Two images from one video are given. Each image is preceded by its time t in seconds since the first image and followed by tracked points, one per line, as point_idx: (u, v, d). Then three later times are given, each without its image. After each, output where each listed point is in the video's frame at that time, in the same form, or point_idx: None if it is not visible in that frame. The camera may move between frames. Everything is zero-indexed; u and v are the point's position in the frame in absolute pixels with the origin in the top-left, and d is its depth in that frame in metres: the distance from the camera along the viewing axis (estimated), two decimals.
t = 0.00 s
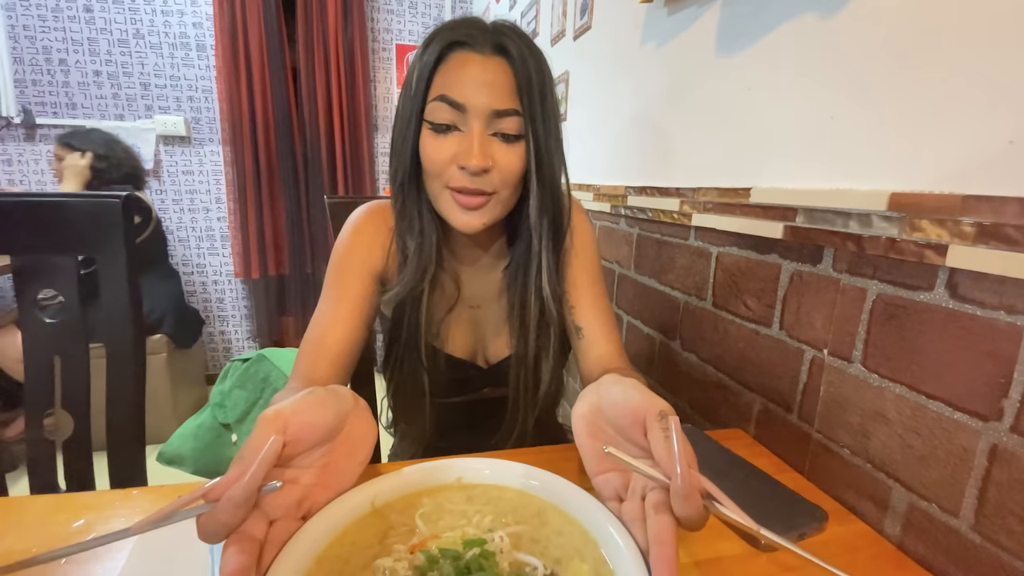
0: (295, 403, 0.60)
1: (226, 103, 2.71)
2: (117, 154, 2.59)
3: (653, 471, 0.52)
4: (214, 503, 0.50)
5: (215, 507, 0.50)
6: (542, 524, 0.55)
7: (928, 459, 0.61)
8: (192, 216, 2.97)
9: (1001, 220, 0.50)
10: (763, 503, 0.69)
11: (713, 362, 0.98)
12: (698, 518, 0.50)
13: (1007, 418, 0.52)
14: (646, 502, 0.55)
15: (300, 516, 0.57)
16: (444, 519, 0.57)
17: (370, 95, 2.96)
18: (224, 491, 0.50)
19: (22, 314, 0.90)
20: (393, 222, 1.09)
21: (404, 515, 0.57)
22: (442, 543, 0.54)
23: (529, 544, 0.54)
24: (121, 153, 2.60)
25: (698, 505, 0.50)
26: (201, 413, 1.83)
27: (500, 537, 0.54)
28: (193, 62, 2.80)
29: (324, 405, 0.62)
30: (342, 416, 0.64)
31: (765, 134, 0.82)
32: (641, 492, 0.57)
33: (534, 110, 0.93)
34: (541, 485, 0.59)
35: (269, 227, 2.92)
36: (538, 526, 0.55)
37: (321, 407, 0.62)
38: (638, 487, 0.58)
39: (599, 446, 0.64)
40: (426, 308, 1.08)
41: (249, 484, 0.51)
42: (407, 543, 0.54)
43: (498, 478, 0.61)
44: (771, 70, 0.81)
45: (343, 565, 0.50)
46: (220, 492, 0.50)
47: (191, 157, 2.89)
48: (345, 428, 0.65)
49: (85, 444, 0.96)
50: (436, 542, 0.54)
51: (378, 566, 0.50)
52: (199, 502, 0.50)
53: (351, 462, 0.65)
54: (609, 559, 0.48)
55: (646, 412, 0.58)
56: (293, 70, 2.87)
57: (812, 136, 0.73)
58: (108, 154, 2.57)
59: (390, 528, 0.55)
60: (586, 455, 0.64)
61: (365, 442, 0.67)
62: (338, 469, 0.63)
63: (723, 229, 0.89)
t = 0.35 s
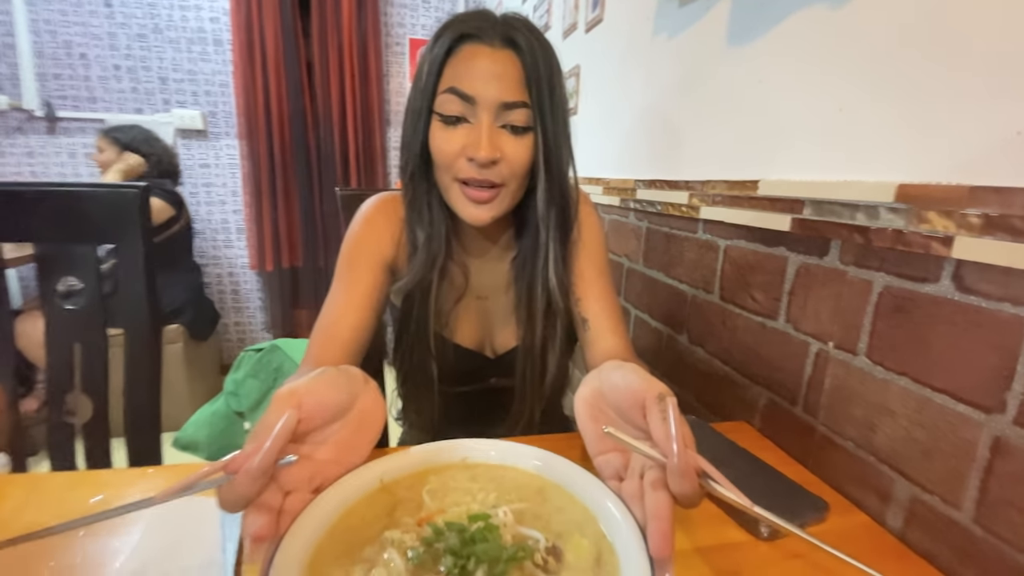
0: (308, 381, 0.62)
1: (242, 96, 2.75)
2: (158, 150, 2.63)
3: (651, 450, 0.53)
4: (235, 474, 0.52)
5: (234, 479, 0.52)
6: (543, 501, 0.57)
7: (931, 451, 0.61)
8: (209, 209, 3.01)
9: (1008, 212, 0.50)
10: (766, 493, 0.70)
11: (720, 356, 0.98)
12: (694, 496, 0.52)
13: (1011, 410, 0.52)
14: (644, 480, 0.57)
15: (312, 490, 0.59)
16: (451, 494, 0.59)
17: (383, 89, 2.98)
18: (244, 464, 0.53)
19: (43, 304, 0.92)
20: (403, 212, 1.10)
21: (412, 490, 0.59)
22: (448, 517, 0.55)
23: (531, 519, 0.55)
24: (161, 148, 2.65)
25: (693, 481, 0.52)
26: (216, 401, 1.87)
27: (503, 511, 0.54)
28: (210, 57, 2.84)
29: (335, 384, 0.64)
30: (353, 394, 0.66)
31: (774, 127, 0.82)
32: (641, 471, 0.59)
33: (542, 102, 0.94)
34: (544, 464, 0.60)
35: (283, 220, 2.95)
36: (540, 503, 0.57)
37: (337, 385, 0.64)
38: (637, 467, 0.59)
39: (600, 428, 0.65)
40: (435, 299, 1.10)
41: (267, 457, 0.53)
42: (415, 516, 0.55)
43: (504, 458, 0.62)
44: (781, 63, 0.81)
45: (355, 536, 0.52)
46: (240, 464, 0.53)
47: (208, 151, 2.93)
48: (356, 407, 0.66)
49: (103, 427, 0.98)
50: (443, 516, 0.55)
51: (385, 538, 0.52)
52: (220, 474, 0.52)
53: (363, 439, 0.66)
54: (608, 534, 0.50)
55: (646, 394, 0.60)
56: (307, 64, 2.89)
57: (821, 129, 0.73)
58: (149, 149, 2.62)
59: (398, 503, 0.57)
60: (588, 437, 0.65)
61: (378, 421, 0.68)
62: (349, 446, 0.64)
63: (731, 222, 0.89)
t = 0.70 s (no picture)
0: (316, 338, 0.65)
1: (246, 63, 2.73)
2: (178, 118, 2.66)
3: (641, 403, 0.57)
4: (250, 425, 0.55)
5: (249, 429, 0.55)
6: (543, 453, 0.59)
7: (921, 415, 0.62)
8: (216, 179, 3.03)
9: (1008, 176, 0.50)
10: (757, 455, 0.72)
11: (720, 323, 0.99)
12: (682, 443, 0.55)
13: (1000, 374, 0.53)
14: (637, 433, 0.60)
15: (324, 439, 0.62)
16: (454, 446, 0.61)
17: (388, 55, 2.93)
18: (258, 416, 0.55)
19: (60, 268, 0.96)
20: (407, 179, 1.11)
21: (418, 441, 0.61)
22: (453, 465, 0.58)
23: (530, 467, 0.57)
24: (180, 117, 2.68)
25: (683, 432, 0.55)
26: (229, 367, 1.91)
27: (504, 460, 0.57)
28: (213, 22, 2.80)
29: (342, 341, 0.67)
30: (360, 350, 0.69)
31: (781, 92, 0.81)
32: (634, 424, 0.61)
33: (545, 64, 0.93)
34: (541, 419, 0.62)
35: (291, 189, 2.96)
36: (539, 455, 0.59)
37: (334, 345, 0.65)
38: (631, 420, 0.62)
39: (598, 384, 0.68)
40: (439, 265, 1.12)
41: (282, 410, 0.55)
42: (421, 464, 0.58)
43: (505, 414, 0.64)
44: (790, 25, 0.79)
45: (365, 483, 0.55)
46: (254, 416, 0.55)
47: (214, 120, 2.92)
48: (363, 362, 0.69)
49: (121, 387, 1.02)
50: (447, 465, 0.58)
51: (394, 484, 0.55)
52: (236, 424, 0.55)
53: (369, 394, 0.68)
54: (602, 480, 0.52)
55: (642, 351, 0.63)
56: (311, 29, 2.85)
57: (828, 93, 0.73)
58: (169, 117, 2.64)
59: (404, 454, 0.59)
60: (586, 392, 0.68)
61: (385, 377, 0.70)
62: (355, 401, 0.67)
63: (734, 189, 0.89)
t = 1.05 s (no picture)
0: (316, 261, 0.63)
1: None
2: (156, 43, 2.60)
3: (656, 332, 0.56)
4: (251, 347, 0.54)
5: (250, 351, 0.54)
6: (551, 379, 0.59)
7: (944, 349, 0.60)
8: (213, 111, 2.93)
9: None
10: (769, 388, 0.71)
11: (734, 259, 0.96)
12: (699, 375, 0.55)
13: None
14: (649, 361, 0.59)
15: (329, 362, 0.61)
16: (462, 371, 0.61)
17: None
18: (259, 338, 0.54)
19: (55, 198, 0.97)
20: (407, 100, 1.06)
21: (425, 365, 0.60)
22: (461, 389, 0.57)
23: (539, 393, 0.57)
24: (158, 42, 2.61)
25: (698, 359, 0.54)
26: (236, 302, 1.91)
27: (513, 386, 0.57)
28: None
29: (344, 265, 0.65)
30: (362, 276, 0.68)
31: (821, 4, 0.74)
32: (646, 352, 0.60)
33: None
34: (552, 347, 0.61)
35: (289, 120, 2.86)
36: (548, 380, 0.59)
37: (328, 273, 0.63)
38: (642, 348, 0.61)
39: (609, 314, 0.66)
40: (445, 193, 1.07)
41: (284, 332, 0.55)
42: (429, 388, 0.57)
43: (514, 342, 0.62)
44: None
45: (373, 406, 0.55)
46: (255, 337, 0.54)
47: (206, 47, 2.80)
48: (366, 289, 0.68)
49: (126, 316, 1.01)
50: (455, 389, 0.57)
51: (401, 406, 0.55)
52: (234, 346, 0.54)
53: (372, 320, 0.67)
54: (613, 407, 0.53)
55: (657, 279, 0.61)
56: None
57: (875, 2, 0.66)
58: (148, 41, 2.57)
59: (412, 378, 0.59)
60: (596, 321, 0.67)
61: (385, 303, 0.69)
62: (359, 324, 0.66)
63: (760, 112, 0.84)
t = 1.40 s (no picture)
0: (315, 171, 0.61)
1: None
2: None
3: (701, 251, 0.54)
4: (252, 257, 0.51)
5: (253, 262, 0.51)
6: (576, 303, 0.57)
7: (992, 297, 0.56)
8: (209, 44, 2.80)
9: None
10: (797, 337, 0.68)
11: (761, 202, 0.91)
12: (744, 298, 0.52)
13: None
14: (688, 283, 0.56)
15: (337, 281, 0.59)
16: (481, 294, 0.58)
17: None
18: (259, 247, 0.51)
19: (46, 127, 0.92)
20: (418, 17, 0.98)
21: (441, 289, 0.58)
22: (481, 311, 0.55)
23: (564, 316, 0.56)
24: None
25: (745, 281, 0.51)
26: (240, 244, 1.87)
27: (537, 308, 0.55)
28: None
29: (350, 174, 0.64)
30: (369, 188, 0.66)
31: None
32: (684, 275, 0.57)
33: None
34: (578, 272, 0.59)
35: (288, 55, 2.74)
36: (573, 304, 0.57)
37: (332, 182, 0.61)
38: (680, 271, 0.58)
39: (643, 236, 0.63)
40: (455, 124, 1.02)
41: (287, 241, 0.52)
42: (446, 309, 0.55)
43: (536, 267, 0.61)
44: None
45: (385, 323, 0.53)
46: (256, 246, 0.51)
47: None
48: (374, 201, 0.67)
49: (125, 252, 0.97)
50: (474, 310, 0.55)
51: (418, 326, 0.53)
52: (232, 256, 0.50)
53: (383, 232, 0.67)
54: (645, 330, 0.51)
55: (700, 196, 0.58)
56: None
57: None
58: None
59: (428, 300, 0.56)
60: (629, 244, 0.63)
61: (394, 221, 0.68)
62: (366, 240, 0.65)
63: (806, 37, 0.76)
